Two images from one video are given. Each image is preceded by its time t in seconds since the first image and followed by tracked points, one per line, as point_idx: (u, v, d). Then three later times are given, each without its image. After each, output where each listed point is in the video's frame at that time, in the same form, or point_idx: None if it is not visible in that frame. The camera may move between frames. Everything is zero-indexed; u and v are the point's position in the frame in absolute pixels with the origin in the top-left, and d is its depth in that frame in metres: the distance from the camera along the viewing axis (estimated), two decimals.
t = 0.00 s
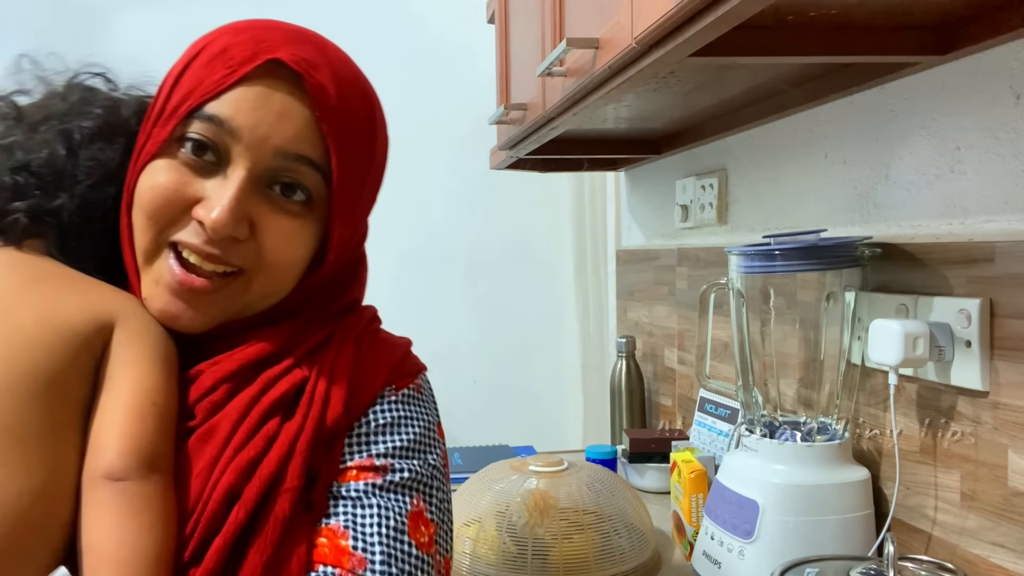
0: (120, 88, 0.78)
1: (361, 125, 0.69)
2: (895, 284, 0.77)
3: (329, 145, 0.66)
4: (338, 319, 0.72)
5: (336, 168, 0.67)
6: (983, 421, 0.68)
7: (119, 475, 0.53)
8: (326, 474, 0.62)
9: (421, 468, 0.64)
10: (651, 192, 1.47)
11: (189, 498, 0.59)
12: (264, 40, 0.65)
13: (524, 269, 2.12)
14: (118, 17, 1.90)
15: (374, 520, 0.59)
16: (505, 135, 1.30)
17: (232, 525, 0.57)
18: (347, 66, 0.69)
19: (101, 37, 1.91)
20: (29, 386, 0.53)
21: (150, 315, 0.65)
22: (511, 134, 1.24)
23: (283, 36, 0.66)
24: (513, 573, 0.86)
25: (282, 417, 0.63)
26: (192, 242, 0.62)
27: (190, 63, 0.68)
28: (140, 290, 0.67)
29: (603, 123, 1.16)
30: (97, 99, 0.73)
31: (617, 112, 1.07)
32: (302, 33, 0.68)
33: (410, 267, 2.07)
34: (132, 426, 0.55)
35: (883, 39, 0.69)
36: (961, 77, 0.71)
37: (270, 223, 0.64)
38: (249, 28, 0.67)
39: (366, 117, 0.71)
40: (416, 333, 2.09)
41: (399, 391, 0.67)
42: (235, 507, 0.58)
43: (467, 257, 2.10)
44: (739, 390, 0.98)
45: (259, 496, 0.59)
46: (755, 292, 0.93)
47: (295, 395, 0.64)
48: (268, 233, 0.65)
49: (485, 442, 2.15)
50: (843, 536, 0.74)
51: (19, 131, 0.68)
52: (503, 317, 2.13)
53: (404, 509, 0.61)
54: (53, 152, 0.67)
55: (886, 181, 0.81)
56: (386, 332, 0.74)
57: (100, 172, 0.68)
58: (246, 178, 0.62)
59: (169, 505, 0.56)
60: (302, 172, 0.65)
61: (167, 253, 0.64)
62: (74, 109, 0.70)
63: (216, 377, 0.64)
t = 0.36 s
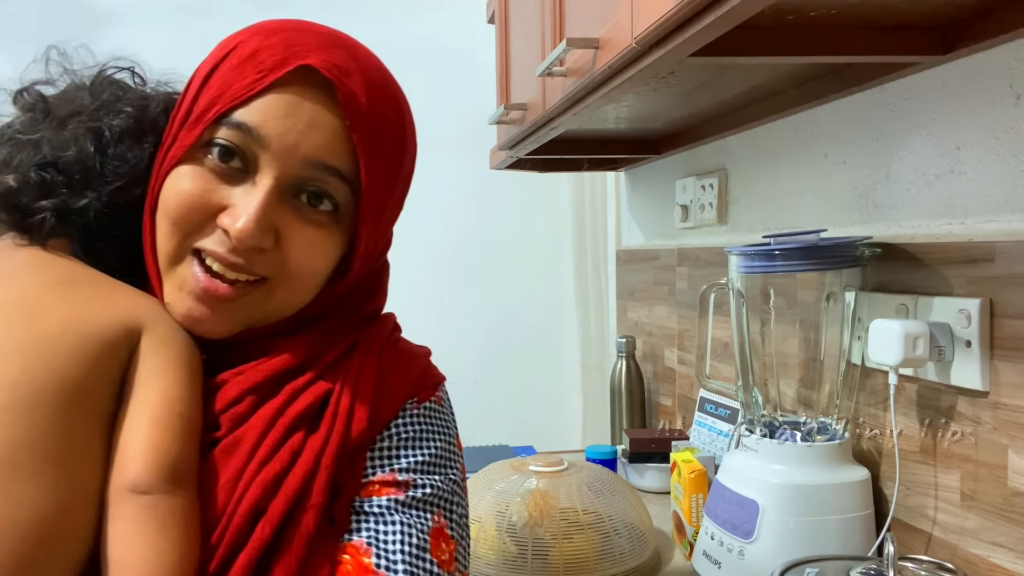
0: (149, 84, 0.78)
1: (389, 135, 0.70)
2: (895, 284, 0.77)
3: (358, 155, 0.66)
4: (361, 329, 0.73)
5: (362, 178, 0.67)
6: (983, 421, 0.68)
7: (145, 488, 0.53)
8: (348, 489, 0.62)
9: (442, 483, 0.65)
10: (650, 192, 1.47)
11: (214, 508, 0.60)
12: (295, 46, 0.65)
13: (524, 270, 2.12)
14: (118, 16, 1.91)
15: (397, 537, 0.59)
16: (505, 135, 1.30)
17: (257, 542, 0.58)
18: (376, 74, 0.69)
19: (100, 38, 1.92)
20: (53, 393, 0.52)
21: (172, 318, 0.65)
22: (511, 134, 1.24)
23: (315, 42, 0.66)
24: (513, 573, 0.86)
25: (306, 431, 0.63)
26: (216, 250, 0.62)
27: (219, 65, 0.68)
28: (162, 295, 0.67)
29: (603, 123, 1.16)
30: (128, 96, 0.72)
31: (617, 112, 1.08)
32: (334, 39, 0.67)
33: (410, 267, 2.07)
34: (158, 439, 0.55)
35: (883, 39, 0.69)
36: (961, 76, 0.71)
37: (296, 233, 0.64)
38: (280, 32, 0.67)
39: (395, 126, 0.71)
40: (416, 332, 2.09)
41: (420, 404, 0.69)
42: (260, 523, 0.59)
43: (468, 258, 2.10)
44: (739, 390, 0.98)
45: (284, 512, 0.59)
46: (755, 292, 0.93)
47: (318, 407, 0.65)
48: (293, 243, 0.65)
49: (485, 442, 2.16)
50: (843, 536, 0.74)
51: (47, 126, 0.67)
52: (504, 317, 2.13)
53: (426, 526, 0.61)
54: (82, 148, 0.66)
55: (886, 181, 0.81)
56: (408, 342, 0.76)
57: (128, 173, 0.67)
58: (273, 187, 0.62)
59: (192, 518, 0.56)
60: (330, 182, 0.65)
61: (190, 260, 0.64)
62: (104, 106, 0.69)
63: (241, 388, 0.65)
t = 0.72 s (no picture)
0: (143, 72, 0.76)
1: (404, 134, 0.71)
2: (896, 284, 0.77)
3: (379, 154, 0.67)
4: (372, 329, 0.74)
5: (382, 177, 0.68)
6: (983, 421, 0.68)
7: (181, 501, 0.53)
8: (374, 493, 0.65)
9: (460, 484, 0.68)
10: (650, 192, 1.47)
11: (246, 517, 0.60)
12: (318, 42, 0.66)
13: (524, 270, 2.12)
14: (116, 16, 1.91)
15: (427, 540, 0.62)
16: (505, 135, 1.30)
17: (295, 550, 0.58)
18: (391, 70, 0.70)
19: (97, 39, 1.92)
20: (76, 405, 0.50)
21: (189, 318, 0.65)
22: (511, 134, 1.24)
23: (336, 37, 0.67)
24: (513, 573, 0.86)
25: (331, 437, 0.65)
26: (240, 251, 0.62)
27: (236, 58, 0.68)
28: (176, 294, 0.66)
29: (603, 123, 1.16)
30: (130, 87, 0.71)
31: (617, 112, 1.08)
32: (354, 35, 0.68)
33: (410, 267, 2.07)
34: (190, 450, 0.54)
35: (883, 39, 0.70)
36: (961, 76, 0.71)
37: (319, 233, 0.65)
38: (299, 27, 0.68)
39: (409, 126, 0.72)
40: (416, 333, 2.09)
41: (434, 405, 0.71)
42: (297, 532, 0.60)
43: (468, 258, 2.10)
44: (739, 390, 0.98)
45: (320, 519, 0.60)
46: (755, 292, 0.93)
47: (341, 412, 0.67)
48: (315, 242, 0.65)
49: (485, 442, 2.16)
50: (843, 536, 0.74)
51: (46, 118, 0.65)
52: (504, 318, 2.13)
53: (450, 527, 0.64)
54: (88, 143, 0.64)
55: (886, 181, 0.81)
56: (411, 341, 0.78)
57: (133, 166, 0.67)
58: (299, 187, 0.63)
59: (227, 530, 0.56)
60: (353, 181, 0.66)
61: (210, 260, 0.64)
62: (106, 98, 0.68)
63: (264, 395, 0.65)
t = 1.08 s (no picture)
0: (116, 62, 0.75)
1: (398, 124, 0.73)
2: (896, 284, 0.77)
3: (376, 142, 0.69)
4: (365, 320, 0.75)
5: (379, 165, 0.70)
6: (983, 421, 0.68)
7: (203, 499, 0.53)
8: (383, 483, 0.66)
9: (462, 472, 0.70)
10: (650, 192, 1.47)
11: (263, 514, 0.60)
12: (313, 31, 0.67)
13: (524, 269, 2.12)
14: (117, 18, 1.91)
15: (439, 528, 0.63)
16: (505, 135, 1.30)
17: (317, 542, 0.59)
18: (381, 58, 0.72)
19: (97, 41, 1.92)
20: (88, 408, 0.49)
21: (189, 310, 0.65)
22: (511, 134, 1.24)
23: (330, 26, 0.68)
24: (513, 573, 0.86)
25: (340, 430, 0.65)
26: (247, 241, 0.62)
27: (229, 48, 0.68)
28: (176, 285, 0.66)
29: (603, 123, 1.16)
30: (107, 80, 0.70)
31: (617, 112, 1.07)
32: (345, 24, 0.69)
33: (410, 267, 2.07)
34: (209, 449, 0.55)
35: (883, 39, 0.69)
36: (961, 76, 0.71)
37: (322, 221, 0.66)
38: (291, 16, 0.68)
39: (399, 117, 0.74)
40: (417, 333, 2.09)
41: (432, 395, 0.73)
42: (317, 524, 0.60)
43: (468, 257, 2.10)
44: (740, 390, 0.98)
45: (339, 511, 0.61)
46: (755, 292, 0.93)
47: (347, 405, 0.67)
48: (318, 230, 0.66)
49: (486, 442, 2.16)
50: (843, 537, 0.74)
51: (26, 114, 0.63)
52: (504, 317, 2.13)
53: (458, 514, 0.66)
54: (74, 138, 0.63)
55: (886, 181, 0.81)
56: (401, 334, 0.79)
57: (121, 160, 0.67)
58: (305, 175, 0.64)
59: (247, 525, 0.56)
60: (353, 168, 0.68)
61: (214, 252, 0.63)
62: (87, 92, 0.67)
63: (271, 391, 0.64)
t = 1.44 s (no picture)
0: (119, 70, 0.75)
1: (389, 119, 0.73)
2: (896, 284, 0.77)
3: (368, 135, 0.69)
4: (363, 319, 0.75)
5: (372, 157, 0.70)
6: (983, 421, 0.68)
7: (197, 492, 0.54)
8: (378, 480, 0.66)
9: (459, 470, 0.70)
10: (650, 192, 1.47)
11: (258, 509, 0.60)
12: (303, 29, 0.67)
13: (524, 269, 2.13)
14: (116, 18, 1.91)
15: (434, 524, 0.63)
16: (505, 135, 1.30)
17: (310, 536, 0.59)
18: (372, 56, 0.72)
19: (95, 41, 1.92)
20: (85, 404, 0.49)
21: (190, 307, 0.65)
22: (511, 134, 1.24)
23: (320, 25, 0.68)
24: (512, 573, 0.86)
25: (335, 426, 0.65)
26: (241, 234, 0.62)
27: (221, 49, 0.68)
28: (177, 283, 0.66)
29: (603, 123, 1.16)
30: (107, 86, 0.70)
31: (618, 112, 1.07)
32: (335, 24, 0.70)
33: (410, 268, 2.07)
34: (204, 442, 0.55)
35: (884, 39, 0.69)
36: (961, 76, 0.71)
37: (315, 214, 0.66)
38: (281, 17, 0.69)
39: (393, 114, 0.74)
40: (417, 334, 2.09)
41: (429, 393, 0.73)
42: (310, 518, 0.60)
43: (469, 257, 2.10)
44: (739, 390, 0.98)
45: (331, 505, 0.61)
46: (755, 291, 0.93)
47: (342, 401, 0.67)
48: (311, 222, 0.66)
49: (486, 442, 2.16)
50: (843, 536, 0.74)
51: (27, 117, 0.63)
52: (504, 317, 2.13)
53: (454, 511, 0.66)
54: (75, 141, 0.63)
55: (886, 181, 0.81)
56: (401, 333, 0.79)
57: (121, 164, 0.67)
58: (296, 165, 0.64)
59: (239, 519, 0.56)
60: (345, 160, 0.68)
61: (211, 248, 0.64)
62: (88, 96, 0.67)
63: (266, 387, 0.65)
